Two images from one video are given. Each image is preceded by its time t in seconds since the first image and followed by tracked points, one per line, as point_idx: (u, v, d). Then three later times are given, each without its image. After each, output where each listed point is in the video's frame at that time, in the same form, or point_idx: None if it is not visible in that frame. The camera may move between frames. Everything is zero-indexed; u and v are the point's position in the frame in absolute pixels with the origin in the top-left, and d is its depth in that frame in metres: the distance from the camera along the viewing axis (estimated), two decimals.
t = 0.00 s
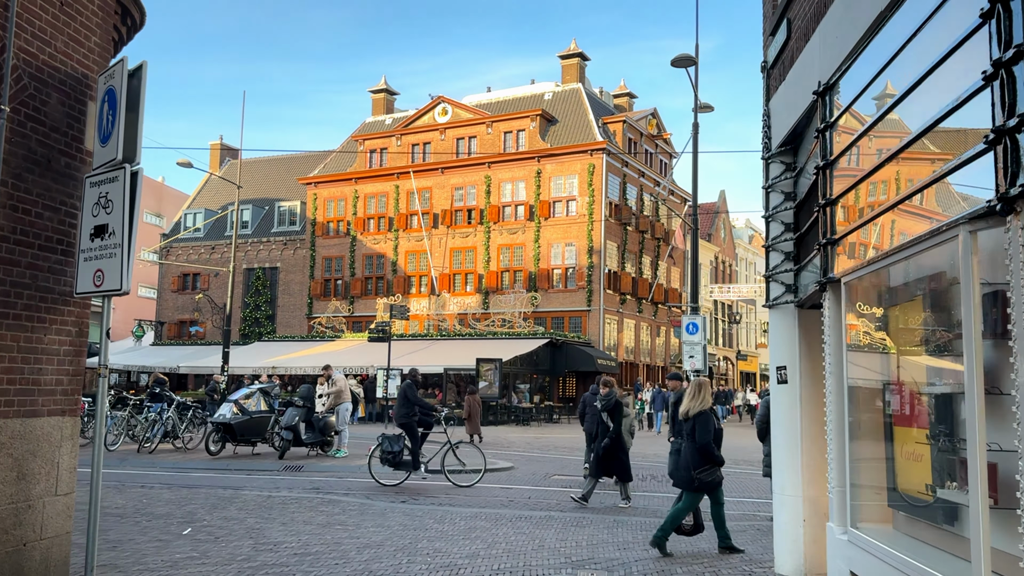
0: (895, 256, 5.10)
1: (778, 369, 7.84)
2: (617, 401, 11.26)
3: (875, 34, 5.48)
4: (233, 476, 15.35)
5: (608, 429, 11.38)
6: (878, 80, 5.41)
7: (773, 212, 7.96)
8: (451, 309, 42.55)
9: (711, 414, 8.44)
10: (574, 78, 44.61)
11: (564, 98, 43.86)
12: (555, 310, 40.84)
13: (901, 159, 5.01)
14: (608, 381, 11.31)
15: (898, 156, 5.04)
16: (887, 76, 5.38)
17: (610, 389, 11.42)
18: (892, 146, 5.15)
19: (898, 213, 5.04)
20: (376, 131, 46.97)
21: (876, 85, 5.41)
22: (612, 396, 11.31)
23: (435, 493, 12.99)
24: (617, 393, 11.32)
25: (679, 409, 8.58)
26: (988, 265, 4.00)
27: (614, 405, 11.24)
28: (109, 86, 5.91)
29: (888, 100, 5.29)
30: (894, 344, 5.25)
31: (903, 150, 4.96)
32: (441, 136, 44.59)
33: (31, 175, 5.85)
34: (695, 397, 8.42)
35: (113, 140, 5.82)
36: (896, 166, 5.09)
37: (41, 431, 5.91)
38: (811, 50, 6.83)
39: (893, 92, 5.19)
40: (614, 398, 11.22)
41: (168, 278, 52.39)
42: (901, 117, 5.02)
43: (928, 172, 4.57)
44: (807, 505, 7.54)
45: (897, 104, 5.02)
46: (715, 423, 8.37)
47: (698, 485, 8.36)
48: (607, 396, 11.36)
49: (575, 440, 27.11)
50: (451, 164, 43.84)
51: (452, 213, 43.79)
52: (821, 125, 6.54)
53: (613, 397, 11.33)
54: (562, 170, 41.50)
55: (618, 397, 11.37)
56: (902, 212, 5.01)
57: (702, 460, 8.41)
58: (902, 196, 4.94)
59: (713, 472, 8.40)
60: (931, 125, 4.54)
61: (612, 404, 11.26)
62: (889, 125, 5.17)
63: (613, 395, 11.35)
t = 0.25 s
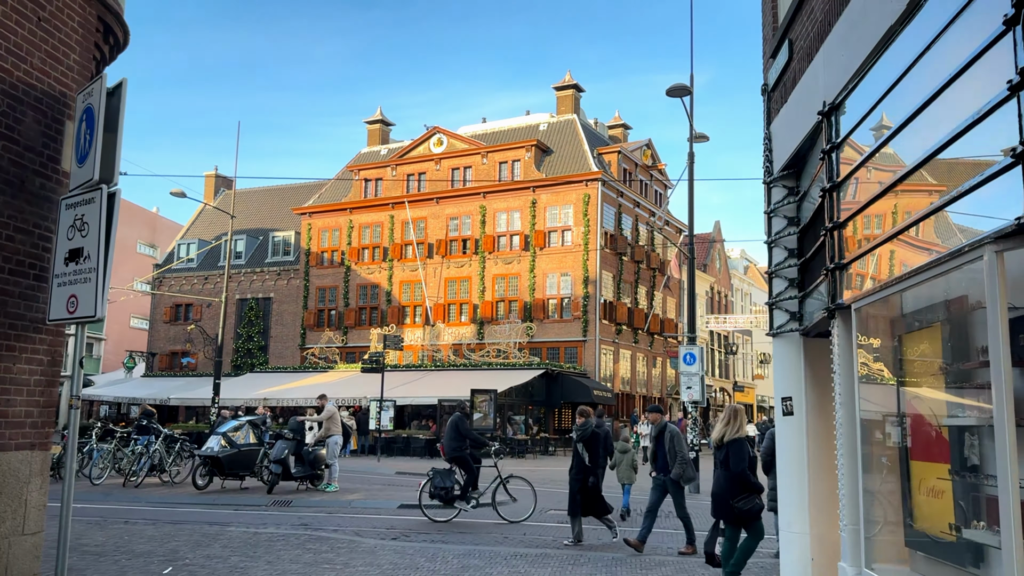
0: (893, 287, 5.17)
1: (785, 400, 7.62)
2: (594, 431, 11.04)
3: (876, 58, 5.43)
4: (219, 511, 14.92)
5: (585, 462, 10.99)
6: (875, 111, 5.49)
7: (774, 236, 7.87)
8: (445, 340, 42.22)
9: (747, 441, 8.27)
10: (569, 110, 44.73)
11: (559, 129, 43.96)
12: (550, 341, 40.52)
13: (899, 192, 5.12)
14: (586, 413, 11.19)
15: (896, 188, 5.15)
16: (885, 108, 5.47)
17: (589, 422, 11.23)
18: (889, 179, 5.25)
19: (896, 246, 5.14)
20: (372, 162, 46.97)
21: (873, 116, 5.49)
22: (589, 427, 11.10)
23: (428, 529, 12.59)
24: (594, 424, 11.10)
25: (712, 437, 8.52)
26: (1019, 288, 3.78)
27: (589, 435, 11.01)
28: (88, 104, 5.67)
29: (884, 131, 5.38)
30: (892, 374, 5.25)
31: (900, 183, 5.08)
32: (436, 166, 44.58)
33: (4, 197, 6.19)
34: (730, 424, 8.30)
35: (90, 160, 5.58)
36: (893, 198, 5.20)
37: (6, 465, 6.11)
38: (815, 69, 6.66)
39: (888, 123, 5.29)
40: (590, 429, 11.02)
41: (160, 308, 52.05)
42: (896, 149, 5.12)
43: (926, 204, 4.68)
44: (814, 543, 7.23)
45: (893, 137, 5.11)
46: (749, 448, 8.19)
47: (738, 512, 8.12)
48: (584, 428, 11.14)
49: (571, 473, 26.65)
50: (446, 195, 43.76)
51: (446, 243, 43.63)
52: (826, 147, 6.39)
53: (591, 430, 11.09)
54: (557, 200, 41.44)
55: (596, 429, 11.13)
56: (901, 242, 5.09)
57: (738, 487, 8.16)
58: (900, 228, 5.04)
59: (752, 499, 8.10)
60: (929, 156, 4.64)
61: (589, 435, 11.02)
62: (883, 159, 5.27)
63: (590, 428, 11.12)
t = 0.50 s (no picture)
0: (893, 315, 5.21)
1: (790, 428, 7.38)
2: (571, 459, 10.41)
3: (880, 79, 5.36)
4: (205, 544, 14.47)
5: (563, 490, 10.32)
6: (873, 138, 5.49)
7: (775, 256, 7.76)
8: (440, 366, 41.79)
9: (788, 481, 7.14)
10: (564, 135, 44.72)
11: (554, 154, 43.91)
12: (546, 367, 40.10)
13: (895, 223, 5.21)
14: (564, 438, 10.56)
15: (892, 219, 5.23)
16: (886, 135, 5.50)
17: (566, 447, 10.58)
18: (886, 208, 5.29)
19: (895, 273, 5.21)
20: (366, 187, 46.82)
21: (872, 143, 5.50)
22: (566, 453, 10.48)
23: (419, 562, 12.16)
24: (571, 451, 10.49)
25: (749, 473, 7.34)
26: None
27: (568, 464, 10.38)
28: (60, 117, 5.38)
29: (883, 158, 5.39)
30: (893, 402, 5.22)
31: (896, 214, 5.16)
32: (431, 191, 44.44)
33: None
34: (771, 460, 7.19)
35: (61, 174, 5.29)
36: (889, 230, 5.27)
37: None
38: (822, 83, 6.48)
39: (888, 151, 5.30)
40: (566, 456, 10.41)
41: (151, 335, 51.56)
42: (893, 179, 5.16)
43: (925, 233, 4.76)
44: None
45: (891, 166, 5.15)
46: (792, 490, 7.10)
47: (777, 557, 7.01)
48: (561, 454, 10.50)
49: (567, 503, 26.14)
50: (441, 220, 43.59)
51: (441, 268, 43.38)
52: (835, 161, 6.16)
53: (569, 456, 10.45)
54: (552, 225, 41.29)
55: (573, 455, 10.48)
56: (900, 270, 5.14)
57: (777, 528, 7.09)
58: (898, 257, 5.11)
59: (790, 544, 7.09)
60: (929, 185, 4.72)
61: (566, 463, 10.40)
62: (882, 187, 5.29)
63: (566, 454, 10.50)
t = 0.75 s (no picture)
0: (892, 329, 5.20)
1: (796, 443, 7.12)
2: (544, 479, 9.89)
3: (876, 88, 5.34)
4: (190, 563, 14.07)
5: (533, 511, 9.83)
6: (870, 149, 5.49)
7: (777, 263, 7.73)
8: (435, 382, 41.52)
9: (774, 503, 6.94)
10: (559, 150, 44.58)
11: (550, 169, 43.75)
12: (541, 383, 39.76)
13: (890, 238, 5.24)
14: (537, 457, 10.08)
15: (886, 235, 5.27)
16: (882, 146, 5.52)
17: (539, 466, 10.12)
18: (883, 222, 5.31)
19: (890, 289, 5.23)
20: (361, 202, 46.59)
21: (868, 154, 5.49)
22: (538, 472, 9.98)
23: None
24: (544, 470, 10.01)
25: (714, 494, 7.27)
26: None
27: (539, 484, 9.84)
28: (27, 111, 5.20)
29: (881, 169, 5.39)
30: (894, 418, 5.19)
31: (890, 229, 5.22)
32: (426, 207, 44.22)
33: None
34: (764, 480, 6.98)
35: (25, 172, 5.07)
36: (885, 245, 5.31)
37: None
38: (827, 79, 6.29)
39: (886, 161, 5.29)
40: (539, 477, 9.87)
41: (144, 351, 51.16)
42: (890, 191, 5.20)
43: (922, 248, 4.80)
44: None
45: (887, 178, 5.16)
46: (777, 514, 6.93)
47: None
48: (533, 473, 10.04)
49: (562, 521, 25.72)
50: (436, 235, 43.35)
51: (436, 283, 43.11)
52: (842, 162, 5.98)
53: (541, 474, 9.98)
54: (547, 240, 41.08)
55: (545, 474, 10.00)
56: (897, 284, 5.15)
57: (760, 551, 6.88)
58: (894, 271, 5.13)
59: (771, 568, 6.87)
60: (922, 202, 4.79)
61: (537, 483, 9.87)
62: (880, 200, 5.30)
63: (539, 473, 10.00)
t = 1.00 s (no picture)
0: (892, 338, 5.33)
1: (801, 455, 6.85)
2: (512, 487, 9.34)
3: (876, 96, 5.43)
4: None
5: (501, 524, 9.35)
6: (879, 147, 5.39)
7: (784, 266, 7.85)
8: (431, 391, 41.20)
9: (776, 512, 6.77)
10: (555, 157, 44.33)
11: (546, 176, 43.53)
12: (538, 392, 39.41)
13: (892, 248, 5.35)
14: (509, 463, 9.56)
15: (888, 244, 5.38)
16: (883, 154, 5.63)
17: (511, 472, 9.58)
18: (884, 231, 5.42)
19: (890, 297, 5.36)
20: (356, 209, 46.26)
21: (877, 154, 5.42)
22: (509, 479, 9.43)
23: None
24: (515, 477, 9.47)
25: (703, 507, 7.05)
26: None
27: (507, 493, 9.24)
28: None
29: (882, 177, 5.50)
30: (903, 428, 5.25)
31: (890, 239, 5.37)
32: (422, 214, 43.91)
33: None
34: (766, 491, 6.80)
35: None
36: (886, 254, 5.43)
37: None
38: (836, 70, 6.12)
39: (886, 168, 5.40)
40: (508, 485, 9.32)
41: (137, 359, 50.74)
42: (890, 199, 5.33)
43: (920, 258, 4.96)
44: None
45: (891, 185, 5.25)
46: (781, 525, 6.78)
47: None
48: (504, 480, 9.48)
49: (559, 532, 25.31)
50: (431, 242, 43.03)
51: (431, 290, 42.78)
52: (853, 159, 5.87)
53: (510, 481, 9.43)
54: (544, 247, 40.81)
55: (516, 482, 9.44)
56: (896, 293, 5.30)
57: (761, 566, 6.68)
58: (894, 281, 5.27)
59: None
60: (919, 212, 4.96)
61: (506, 491, 9.30)
62: (883, 210, 5.39)
63: (509, 480, 9.45)
